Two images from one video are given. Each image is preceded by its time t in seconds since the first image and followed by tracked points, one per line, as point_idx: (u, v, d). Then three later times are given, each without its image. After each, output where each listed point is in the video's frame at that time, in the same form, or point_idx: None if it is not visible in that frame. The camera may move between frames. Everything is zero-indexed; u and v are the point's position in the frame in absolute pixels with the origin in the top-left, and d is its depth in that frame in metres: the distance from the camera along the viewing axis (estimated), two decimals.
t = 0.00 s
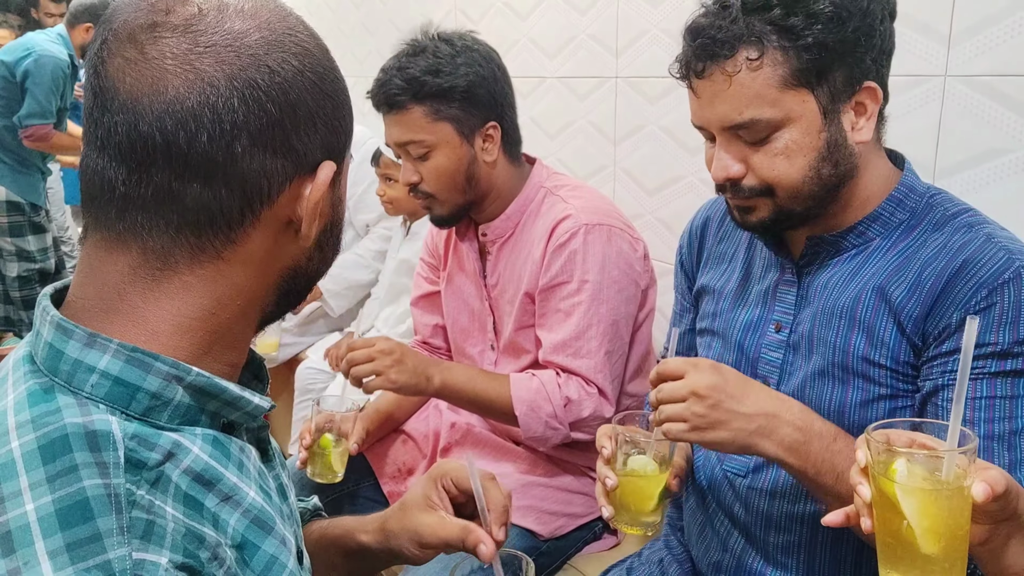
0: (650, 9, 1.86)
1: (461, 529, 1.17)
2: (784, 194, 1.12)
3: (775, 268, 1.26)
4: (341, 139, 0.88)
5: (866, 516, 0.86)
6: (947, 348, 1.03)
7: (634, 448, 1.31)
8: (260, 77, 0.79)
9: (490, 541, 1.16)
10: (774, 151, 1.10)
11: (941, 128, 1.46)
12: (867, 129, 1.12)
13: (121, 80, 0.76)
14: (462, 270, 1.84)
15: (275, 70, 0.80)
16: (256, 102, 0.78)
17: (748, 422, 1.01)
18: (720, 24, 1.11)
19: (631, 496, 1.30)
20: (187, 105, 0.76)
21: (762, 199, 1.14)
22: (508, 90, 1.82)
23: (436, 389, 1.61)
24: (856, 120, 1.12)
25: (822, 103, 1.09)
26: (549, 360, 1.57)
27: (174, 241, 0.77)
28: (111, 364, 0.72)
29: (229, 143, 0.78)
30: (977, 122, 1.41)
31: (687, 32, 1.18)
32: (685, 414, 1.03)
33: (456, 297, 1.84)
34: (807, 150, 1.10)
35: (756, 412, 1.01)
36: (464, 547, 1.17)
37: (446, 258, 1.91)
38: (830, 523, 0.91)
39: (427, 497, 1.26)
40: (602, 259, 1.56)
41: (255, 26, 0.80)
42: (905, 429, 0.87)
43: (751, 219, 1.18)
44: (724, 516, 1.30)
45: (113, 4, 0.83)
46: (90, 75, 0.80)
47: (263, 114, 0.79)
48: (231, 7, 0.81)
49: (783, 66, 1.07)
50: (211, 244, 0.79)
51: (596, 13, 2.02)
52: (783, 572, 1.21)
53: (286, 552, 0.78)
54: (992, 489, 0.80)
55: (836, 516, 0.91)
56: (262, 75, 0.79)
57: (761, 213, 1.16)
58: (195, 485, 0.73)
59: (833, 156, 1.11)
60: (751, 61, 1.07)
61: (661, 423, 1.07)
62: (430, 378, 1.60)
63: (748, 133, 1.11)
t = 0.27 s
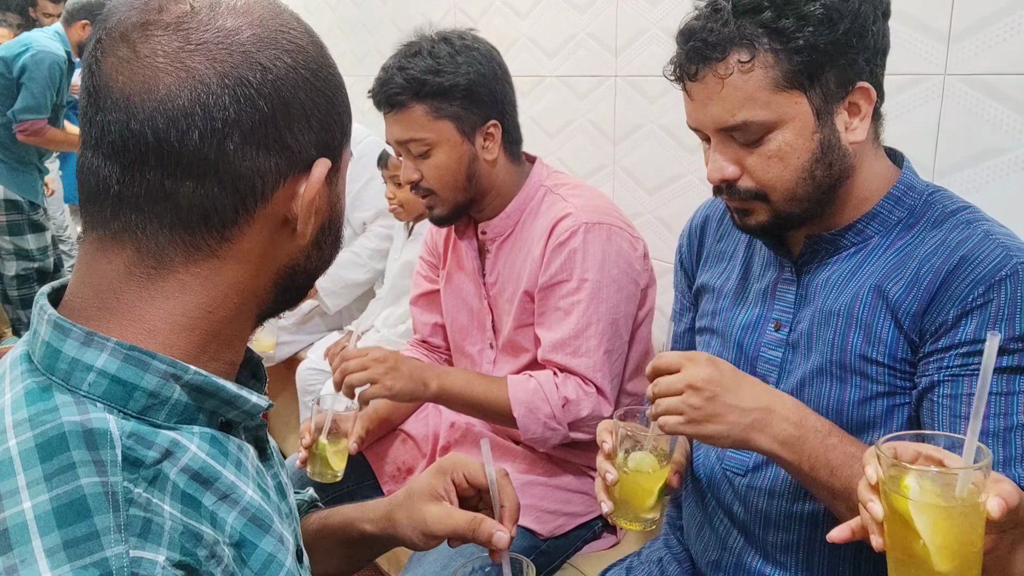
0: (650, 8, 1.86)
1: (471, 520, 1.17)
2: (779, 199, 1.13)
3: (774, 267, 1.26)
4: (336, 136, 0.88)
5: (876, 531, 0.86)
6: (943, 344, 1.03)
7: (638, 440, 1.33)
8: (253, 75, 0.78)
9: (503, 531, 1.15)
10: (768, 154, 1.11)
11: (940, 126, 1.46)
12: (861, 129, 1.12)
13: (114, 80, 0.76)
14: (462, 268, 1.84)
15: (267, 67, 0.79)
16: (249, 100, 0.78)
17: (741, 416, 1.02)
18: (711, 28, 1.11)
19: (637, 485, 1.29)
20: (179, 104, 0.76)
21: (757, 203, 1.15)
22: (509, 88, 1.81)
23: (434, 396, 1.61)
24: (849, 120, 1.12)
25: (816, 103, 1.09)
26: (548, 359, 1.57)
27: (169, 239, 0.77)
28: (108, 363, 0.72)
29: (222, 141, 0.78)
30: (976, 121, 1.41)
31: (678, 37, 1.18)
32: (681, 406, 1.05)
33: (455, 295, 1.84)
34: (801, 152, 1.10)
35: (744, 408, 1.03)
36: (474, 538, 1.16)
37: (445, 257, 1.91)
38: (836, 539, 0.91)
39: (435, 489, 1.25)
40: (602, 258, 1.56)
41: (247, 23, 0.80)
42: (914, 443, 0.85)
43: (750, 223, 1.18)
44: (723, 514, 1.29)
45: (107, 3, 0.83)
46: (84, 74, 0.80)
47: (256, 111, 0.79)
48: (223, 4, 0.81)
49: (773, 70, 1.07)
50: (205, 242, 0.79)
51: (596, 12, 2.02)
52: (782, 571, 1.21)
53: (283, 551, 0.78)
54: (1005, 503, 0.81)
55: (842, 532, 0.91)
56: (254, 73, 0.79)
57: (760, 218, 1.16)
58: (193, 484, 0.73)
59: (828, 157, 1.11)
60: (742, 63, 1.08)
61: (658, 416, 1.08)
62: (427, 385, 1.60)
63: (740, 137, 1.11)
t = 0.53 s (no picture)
0: (650, 9, 1.86)
1: (465, 515, 1.18)
2: (775, 199, 1.13)
3: (774, 268, 1.26)
4: (332, 134, 0.88)
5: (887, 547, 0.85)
6: (943, 342, 1.03)
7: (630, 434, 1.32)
8: (248, 82, 0.78)
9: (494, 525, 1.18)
10: (762, 155, 1.11)
11: (941, 126, 1.46)
12: (856, 131, 1.12)
13: (107, 94, 0.75)
14: (461, 270, 1.84)
15: (262, 74, 0.79)
16: (246, 108, 0.78)
17: (746, 401, 1.02)
18: (706, 28, 1.12)
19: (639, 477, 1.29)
20: (176, 118, 0.75)
21: (753, 205, 1.15)
22: (510, 88, 1.82)
23: (431, 403, 1.61)
24: (845, 121, 1.12)
25: (811, 105, 1.09)
26: (547, 360, 1.58)
27: (170, 249, 0.77)
28: (110, 361, 0.72)
29: (221, 151, 0.78)
30: (976, 121, 1.41)
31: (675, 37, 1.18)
32: (688, 387, 1.03)
33: (454, 296, 1.84)
34: (796, 152, 1.10)
35: (748, 392, 1.02)
36: (465, 534, 1.18)
37: (445, 258, 1.91)
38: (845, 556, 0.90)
39: (433, 491, 1.24)
40: (601, 260, 1.56)
41: (238, 28, 0.79)
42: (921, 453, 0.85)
43: (747, 226, 1.18)
44: (724, 513, 1.29)
45: (91, 8, 0.81)
46: (73, 86, 0.79)
47: (254, 118, 0.79)
48: (211, 9, 0.79)
49: (768, 70, 1.08)
50: (207, 249, 0.79)
51: (595, 13, 2.03)
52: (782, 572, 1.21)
53: (285, 548, 0.78)
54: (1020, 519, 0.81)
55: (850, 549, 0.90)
56: (249, 80, 0.78)
57: (757, 222, 1.17)
58: (195, 481, 0.73)
59: (823, 158, 1.11)
60: (736, 64, 1.08)
61: (661, 399, 1.06)
62: (425, 392, 1.60)
63: (737, 136, 1.12)
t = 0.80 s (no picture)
0: (650, 10, 1.86)
1: (468, 527, 1.19)
2: (773, 199, 1.14)
3: (775, 267, 1.27)
4: (317, 127, 0.87)
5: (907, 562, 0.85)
6: (942, 338, 1.03)
7: (641, 390, 1.32)
8: (226, 79, 0.77)
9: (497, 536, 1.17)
10: (761, 154, 1.11)
11: (941, 127, 1.46)
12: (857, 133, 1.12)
13: (84, 99, 0.74)
14: (460, 270, 1.84)
15: (240, 70, 0.78)
16: (224, 107, 0.77)
17: (765, 364, 1.04)
18: (709, 27, 1.12)
19: (645, 433, 1.29)
20: (153, 121, 0.74)
21: (752, 203, 1.16)
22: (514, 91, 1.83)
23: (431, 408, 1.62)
24: (845, 124, 1.12)
25: (812, 105, 1.09)
26: (547, 360, 1.58)
27: (157, 251, 0.77)
28: (106, 361, 0.72)
29: (202, 152, 0.77)
30: (976, 123, 1.41)
31: (679, 34, 1.19)
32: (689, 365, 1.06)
33: (454, 297, 1.84)
34: (796, 153, 1.10)
35: (764, 361, 1.04)
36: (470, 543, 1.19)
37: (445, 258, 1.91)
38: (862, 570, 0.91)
39: (428, 498, 1.25)
40: (600, 260, 1.56)
41: (213, 25, 0.78)
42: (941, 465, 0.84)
43: (744, 225, 1.19)
44: (723, 515, 1.31)
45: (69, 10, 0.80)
46: (54, 90, 0.78)
47: (234, 116, 0.78)
48: (185, 6, 0.78)
49: (769, 69, 1.08)
50: (195, 249, 0.79)
51: (596, 13, 2.03)
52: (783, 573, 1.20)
53: (284, 547, 0.78)
54: None
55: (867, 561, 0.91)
56: (227, 78, 0.77)
57: (755, 219, 1.17)
58: (193, 481, 0.73)
59: (823, 160, 1.11)
60: (739, 62, 1.08)
61: (686, 339, 1.08)
62: (424, 397, 1.61)
63: (738, 136, 1.12)
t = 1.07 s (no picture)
0: (650, 9, 1.85)
1: (464, 502, 1.16)
2: (776, 198, 1.13)
3: (777, 265, 1.26)
4: (303, 153, 0.79)
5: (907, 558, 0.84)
6: (945, 338, 1.03)
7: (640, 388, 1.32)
8: (201, 75, 0.73)
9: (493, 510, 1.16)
10: (766, 152, 1.11)
11: (941, 127, 1.45)
12: (860, 132, 1.11)
13: (82, 64, 0.76)
14: (457, 267, 1.84)
15: (214, 66, 0.73)
16: (183, 94, 0.72)
17: (763, 373, 1.04)
18: (713, 26, 1.11)
19: (639, 429, 1.28)
20: (116, 92, 0.73)
21: (756, 202, 1.15)
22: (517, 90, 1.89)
23: (433, 407, 1.61)
24: (849, 122, 1.11)
25: (816, 105, 1.08)
26: (548, 358, 1.57)
27: (111, 232, 0.75)
28: (86, 362, 0.72)
29: (151, 136, 0.73)
30: (976, 122, 1.40)
31: (682, 35, 1.18)
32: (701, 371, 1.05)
33: (452, 296, 1.85)
34: (799, 152, 1.10)
35: (765, 365, 1.04)
36: (464, 519, 1.16)
37: (442, 255, 1.91)
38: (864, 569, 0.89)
39: (427, 474, 1.24)
40: (601, 255, 1.56)
41: (217, 20, 0.76)
42: (943, 459, 0.83)
43: (747, 223, 1.19)
44: (723, 515, 1.30)
45: None
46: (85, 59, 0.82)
47: (190, 108, 0.73)
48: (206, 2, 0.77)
49: (774, 68, 1.07)
50: (143, 241, 0.75)
51: (596, 12, 2.02)
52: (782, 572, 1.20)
53: (270, 544, 0.79)
54: None
55: (869, 561, 0.90)
56: (195, 66, 0.73)
57: (757, 218, 1.17)
58: (175, 480, 0.73)
59: (827, 159, 1.10)
60: (743, 61, 1.07)
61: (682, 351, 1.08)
62: (426, 397, 1.60)
63: (740, 136, 1.11)
